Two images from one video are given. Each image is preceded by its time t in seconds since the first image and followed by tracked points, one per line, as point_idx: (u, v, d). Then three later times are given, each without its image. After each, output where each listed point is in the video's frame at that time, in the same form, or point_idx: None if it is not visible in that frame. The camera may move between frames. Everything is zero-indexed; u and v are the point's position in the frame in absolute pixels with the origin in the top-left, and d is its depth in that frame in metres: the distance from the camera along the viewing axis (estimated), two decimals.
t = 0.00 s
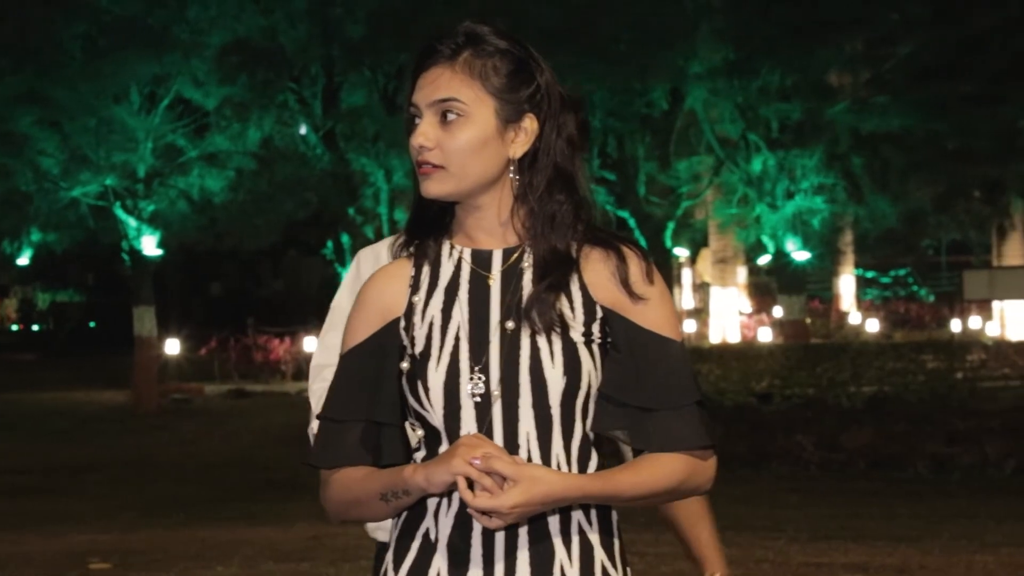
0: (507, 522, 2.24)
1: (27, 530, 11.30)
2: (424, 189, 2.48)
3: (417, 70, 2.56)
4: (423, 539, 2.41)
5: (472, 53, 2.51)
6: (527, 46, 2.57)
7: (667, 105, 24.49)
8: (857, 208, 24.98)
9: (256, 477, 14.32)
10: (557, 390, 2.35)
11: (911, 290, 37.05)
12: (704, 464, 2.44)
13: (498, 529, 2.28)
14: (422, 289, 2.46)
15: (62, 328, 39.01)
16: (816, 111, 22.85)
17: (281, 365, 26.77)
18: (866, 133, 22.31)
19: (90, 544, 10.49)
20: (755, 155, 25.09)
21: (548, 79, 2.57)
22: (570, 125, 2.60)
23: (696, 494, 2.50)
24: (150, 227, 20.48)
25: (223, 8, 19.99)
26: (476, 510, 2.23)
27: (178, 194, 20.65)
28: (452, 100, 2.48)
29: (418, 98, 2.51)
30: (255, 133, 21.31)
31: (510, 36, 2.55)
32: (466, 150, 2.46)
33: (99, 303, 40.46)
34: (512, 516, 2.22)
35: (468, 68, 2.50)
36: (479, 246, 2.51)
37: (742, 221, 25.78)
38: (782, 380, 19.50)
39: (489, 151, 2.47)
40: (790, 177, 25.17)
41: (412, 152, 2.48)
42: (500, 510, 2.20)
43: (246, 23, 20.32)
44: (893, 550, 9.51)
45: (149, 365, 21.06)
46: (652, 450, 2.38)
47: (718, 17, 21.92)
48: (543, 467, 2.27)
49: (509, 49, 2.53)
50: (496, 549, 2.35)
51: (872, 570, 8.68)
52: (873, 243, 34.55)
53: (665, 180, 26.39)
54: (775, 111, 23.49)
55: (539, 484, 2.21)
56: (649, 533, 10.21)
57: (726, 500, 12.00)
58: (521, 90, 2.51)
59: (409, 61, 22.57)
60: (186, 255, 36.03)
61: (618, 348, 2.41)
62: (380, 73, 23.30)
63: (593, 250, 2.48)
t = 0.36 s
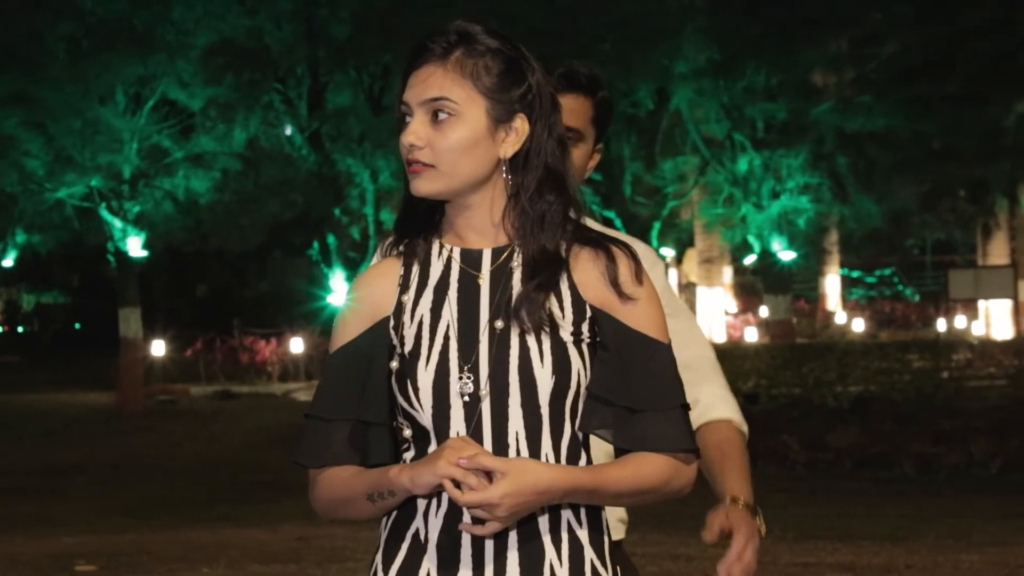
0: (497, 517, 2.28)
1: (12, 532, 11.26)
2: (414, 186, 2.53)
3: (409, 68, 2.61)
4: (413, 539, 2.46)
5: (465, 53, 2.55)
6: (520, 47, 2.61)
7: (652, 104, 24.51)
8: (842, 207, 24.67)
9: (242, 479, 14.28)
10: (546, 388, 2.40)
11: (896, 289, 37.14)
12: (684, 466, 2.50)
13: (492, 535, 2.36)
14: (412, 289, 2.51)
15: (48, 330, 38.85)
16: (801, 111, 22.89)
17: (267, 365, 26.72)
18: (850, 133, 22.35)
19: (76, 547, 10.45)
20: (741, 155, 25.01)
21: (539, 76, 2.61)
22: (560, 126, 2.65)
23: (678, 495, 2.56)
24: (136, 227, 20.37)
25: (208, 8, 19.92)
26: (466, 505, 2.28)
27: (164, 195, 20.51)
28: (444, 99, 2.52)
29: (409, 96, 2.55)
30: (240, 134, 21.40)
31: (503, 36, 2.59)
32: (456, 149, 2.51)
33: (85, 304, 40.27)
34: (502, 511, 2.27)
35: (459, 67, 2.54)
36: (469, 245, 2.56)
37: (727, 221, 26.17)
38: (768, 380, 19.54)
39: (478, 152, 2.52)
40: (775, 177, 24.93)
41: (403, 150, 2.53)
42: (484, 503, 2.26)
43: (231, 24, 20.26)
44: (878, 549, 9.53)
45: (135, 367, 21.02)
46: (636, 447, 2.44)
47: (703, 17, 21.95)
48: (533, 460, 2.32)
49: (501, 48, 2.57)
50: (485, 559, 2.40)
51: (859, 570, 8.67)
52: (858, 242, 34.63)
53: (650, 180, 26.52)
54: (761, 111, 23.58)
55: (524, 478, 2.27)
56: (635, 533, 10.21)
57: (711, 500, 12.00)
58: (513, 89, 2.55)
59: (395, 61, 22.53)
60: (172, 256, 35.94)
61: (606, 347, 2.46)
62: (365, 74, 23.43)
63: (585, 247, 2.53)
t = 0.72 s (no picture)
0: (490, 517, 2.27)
1: None
2: (405, 189, 2.53)
3: (401, 70, 2.60)
4: (408, 539, 2.48)
5: (458, 55, 2.54)
6: (514, 51, 2.60)
7: (640, 104, 24.37)
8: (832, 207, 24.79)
9: (232, 479, 14.27)
10: (542, 392, 2.41)
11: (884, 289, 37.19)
12: (674, 467, 2.48)
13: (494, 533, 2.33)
14: (407, 290, 2.51)
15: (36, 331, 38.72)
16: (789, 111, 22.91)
17: (256, 366, 26.67)
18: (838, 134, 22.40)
19: (63, 548, 10.43)
20: (730, 155, 25.14)
21: (532, 79, 2.61)
22: (554, 129, 2.64)
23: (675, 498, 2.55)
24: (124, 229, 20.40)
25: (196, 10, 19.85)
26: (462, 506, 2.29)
27: (152, 196, 20.57)
28: (434, 103, 2.51)
29: (401, 98, 2.55)
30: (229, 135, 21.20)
31: (496, 39, 2.59)
32: (446, 152, 2.50)
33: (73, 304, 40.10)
34: (500, 512, 2.27)
35: (451, 71, 2.53)
36: (462, 246, 2.56)
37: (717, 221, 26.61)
38: (757, 380, 19.60)
39: (469, 155, 2.51)
40: (763, 177, 25.22)
41: (394, 152, 2.52)
42: (478, 501, 2.25)
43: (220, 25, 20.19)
44: (866, 549, 9.55)
45: (123, 368, 20.98)
46: (634, 445, 2.40)
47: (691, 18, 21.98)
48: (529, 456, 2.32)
49: (494, 52, 2.56)
50: (479, 562, 2.42)
51: (847, 571, 8.68)
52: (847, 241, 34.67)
53: (638, 181, 25.91)
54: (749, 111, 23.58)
55: (518, 475, 2.26)
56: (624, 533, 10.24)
57: (699, 500, 12.03)
58: (505, 93, 2.55)
59: (384, 62, 22.41)
60: (160, 257, 35.86)
61: (599, 350, 2.45)
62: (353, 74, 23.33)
63: (577, 246, 2.51)
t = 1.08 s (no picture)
0: (488, 521, 2.33)
1: None
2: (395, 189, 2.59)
3: (393, 68, 2.66)
4: (408, 541, 2.53)
5: (443, 51, 2.60)
6: (501, 43, 2.64)
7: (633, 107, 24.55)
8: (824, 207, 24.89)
9: (225, 482, 14.25)
10: (538, 390, 2.47)
11: (876, 289, 37.28)
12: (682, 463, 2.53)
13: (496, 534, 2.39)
14: (405, 288, 2.58)
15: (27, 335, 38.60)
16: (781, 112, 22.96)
17: (248, 369, 26.64)
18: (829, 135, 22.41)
19: (56, 552, 10.38)
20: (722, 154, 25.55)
21: (522, 65, 2.64)
22: (548, 121, 2.68)
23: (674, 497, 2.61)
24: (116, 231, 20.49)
25: (188, 12, 19.83)
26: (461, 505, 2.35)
27: (144, 199, 20.60)
28: (422, 100, 2.57)
29: (392, 96, 2.61)
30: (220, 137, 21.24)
31: (483, 33, 2.63)
32: (436, 148, 2.55)
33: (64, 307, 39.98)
34: (501, 516, 2.33)
35: (437, 67, 2.59)
36: (460, 244, 2.63)
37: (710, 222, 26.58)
38: (750, 381, 19.63)
39: (459, 153, 2.56)
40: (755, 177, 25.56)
41: (384, 151, 2.58)
42: (478, 504, 2.31)
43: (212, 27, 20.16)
44: (862, 549, 9.58)
45: (115, 371, 20.96)
46: (637, 443, 2.48)
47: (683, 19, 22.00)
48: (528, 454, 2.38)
49: (478, 46, 2.61)
50: (482, 562, 2.47)
51: (842, 570, 8.72)
52: (838, 242, 34.76)
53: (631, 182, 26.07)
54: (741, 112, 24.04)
55: (521, 477, 2.32)
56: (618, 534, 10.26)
57: (693, 501, 12.05)
58: (491, 88, 2.60)
59: (376, 64, 22.41)
60: (151, 259, 35.78)
61: (600, 349, 2.52)
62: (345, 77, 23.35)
63: (574, 246, 2.58)
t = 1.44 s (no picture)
0: (493, 524, 2.35)
1: None
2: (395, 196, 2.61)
3: (392, 76, 2.67)
4: (414, 544, 2.54)
5: (439, 60, 2.61)
6: (500, 48, 2.65)
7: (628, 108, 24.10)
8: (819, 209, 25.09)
9: (222, 485, 14.23)
10: (544, 395, 2.47)
11: (872, 291, 37.29)
12: (687, 468, 2.55)
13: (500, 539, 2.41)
14: (411, 293, 2.59)
15: (22, 338, 38.52)
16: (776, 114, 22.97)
17: (244, 372, 26.61)
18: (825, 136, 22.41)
19: (51, 555, 10.38)
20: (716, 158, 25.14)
21: (520, 68, 2.64)
22: (549, 123, 2.67)
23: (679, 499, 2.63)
24: (111, 235, 20.44)
25: (183, 15, 19.80)
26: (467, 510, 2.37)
27: (139, 202, 20.52)
28: (421, 108, 2.58)
29: (392, 103, 2.62)
30: (215, 140, 21.06)
31: (481, 38, 2.64)
32: (436, 154, 2.56)
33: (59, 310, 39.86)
34: (507, 520, 2.35)
35: (435, 74, 2.60)
36: (466, 249, 2.64)
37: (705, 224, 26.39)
38: (746, 382, 19.62)
39: (458, 157, 2.57)
40: (751, 179, 25.36)
41: (385, 159, 2.60)
42: (481, 507, 2.33)
43: (206, 30, 20.14)
44: (858, 551, 9.57)
45: (111, 373, 20.95)
46: (643, 448, 2.50)
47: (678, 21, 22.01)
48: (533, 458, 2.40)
49: (474, 51, 2.62)
50: (488, 565, 2.48)
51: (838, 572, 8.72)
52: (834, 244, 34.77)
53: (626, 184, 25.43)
54: (736, 115, 23.90)
55: (526, 485, 2.34)
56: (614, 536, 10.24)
57: (690, 502, 12.04)
58: (491, 91, 2.61)
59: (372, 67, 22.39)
60: (147, 263, 35.73)
61: (604, 353, 2.53)
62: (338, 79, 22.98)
63: (577, 249, 2.60)
